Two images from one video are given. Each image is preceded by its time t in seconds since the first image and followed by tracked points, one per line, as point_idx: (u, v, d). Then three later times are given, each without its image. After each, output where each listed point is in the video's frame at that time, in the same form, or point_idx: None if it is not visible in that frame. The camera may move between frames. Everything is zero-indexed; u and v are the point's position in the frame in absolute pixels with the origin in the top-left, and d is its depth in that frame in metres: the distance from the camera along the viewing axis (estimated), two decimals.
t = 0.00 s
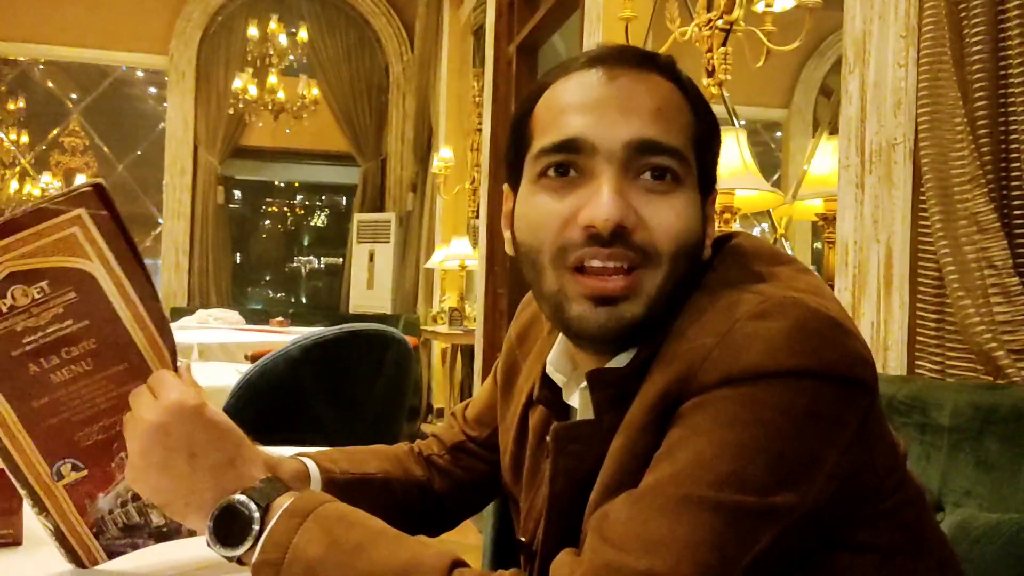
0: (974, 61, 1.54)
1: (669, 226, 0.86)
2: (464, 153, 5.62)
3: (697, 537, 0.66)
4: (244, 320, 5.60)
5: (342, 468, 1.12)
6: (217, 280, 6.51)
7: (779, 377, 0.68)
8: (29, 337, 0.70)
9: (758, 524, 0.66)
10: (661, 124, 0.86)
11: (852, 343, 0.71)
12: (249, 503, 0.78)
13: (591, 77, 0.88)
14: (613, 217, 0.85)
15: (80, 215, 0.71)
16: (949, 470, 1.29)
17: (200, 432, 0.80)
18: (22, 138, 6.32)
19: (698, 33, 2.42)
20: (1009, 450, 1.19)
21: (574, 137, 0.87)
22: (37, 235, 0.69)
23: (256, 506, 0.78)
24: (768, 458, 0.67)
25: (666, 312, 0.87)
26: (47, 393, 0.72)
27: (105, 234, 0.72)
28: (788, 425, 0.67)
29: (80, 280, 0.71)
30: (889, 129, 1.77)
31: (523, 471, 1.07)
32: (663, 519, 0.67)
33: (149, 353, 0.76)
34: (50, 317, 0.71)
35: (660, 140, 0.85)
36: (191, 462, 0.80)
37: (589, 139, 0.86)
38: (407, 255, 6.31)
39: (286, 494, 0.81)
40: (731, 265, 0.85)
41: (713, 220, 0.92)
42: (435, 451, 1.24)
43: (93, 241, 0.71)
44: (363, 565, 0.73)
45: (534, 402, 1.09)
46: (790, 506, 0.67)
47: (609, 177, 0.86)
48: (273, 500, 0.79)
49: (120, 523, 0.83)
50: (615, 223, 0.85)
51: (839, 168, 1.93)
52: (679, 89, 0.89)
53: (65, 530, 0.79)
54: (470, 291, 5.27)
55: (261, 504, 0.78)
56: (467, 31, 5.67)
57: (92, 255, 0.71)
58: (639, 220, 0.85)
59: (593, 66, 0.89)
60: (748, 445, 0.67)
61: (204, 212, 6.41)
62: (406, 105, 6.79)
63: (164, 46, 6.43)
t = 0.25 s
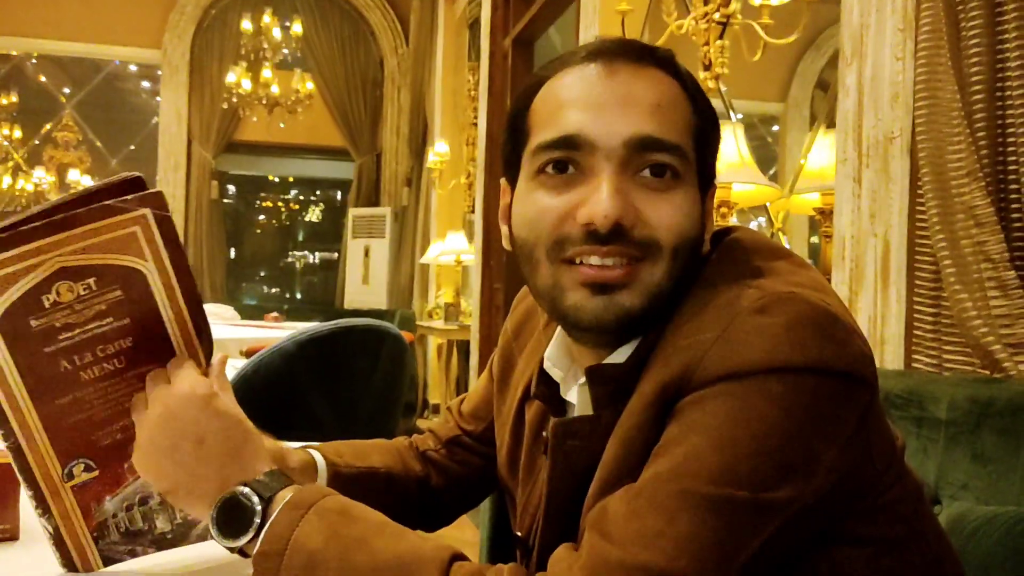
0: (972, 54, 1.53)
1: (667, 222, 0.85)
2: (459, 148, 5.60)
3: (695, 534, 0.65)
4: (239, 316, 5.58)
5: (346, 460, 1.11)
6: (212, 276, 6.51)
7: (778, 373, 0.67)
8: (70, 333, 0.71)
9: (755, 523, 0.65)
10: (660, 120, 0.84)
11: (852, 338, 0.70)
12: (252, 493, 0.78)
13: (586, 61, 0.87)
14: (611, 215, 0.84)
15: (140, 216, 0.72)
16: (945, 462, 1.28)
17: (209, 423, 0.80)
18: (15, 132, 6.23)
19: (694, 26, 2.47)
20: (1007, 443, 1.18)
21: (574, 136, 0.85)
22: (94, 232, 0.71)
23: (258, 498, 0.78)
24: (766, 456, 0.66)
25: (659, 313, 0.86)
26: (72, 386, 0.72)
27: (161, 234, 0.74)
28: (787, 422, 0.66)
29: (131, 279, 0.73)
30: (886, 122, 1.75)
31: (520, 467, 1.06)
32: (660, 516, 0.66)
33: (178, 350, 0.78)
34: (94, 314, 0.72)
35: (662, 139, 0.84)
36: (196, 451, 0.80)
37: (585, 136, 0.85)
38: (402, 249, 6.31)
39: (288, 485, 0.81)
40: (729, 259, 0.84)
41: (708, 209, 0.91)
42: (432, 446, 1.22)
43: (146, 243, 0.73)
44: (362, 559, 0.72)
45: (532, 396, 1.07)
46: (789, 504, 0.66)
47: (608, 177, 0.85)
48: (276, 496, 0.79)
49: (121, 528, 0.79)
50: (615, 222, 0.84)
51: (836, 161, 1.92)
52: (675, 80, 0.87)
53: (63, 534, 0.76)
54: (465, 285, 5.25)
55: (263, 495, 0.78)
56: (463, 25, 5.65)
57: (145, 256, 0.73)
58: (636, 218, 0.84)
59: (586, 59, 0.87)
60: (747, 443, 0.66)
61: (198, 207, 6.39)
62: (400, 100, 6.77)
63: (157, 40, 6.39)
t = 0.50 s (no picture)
0: (972, 49, 1.54)
1: (570, 217, 0.84)
2: (458, 143, 5.60)
3: (698, 518, 0.65)
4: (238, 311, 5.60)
5: (338, 446, 1.13)
6: (211, 272, 6.52)
7: (782, 360, 0.68)
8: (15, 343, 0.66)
9: (756, 509, 0.66)
10: (564, 115, 0.82)
11: (854, 326, 0.72)
12: (231, 496, 0.72)
13: (582, 42, 0.85)
14: (510, 212, 0.86)
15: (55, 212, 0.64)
16: (943, 454, 1.28)
17: (174, 424, 0.74)
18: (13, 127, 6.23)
19: (693, 20, 2.49)
20: (1003, 434, 1.21)
21: (494, 137, 0.87)
22: (15, 238, 0.63)
23: (239, 501, 0.72)
24: (770, 442, 0.66)
25: (662, 304, 0.84)
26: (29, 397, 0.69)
27: (81, 222, 0.65)
28: (789, 408, 0.67)
29: (68, 283, 0.66)
30: (886, 116, 1.76)
31: (525, 461, 1.07)
32: (663, 501, 0.66)
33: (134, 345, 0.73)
34: (30, 321, 0.66)
35: (558, 135, 0.82)
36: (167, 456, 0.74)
37: (502, 138, 0.86)
38: (400, 245, 6.32)
39: (272, 483, 0.75)
40: (730, 251, 0.85)
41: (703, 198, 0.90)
42: (436, 439, 1.24)
43: (71, 241, 0.65)
44: (355, 555, 0.70)
45: (540, 387, 1.08)
46: (790, 490, 0.67)
47: (512, 175, 0.86)
48: (259, 492, 0.73)
49: (117, 511, 0.84)
50: (514, 221, 0.86)
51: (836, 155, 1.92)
52: (678, 66, 0.85)
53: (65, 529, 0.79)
54: (464, 281, 5.27)
55: (243, 497, 0.72)
56: (463, 20, 5.64)
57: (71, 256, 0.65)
58: (535, 214, 0.85)
59: (583, 41, 0.85)
60: (748, 428, 0.67)
61: (197, 203, 6.40)
62: (399, 96, 6.77)
63: (156, 35, 6.40)
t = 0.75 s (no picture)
0: (977, 40, 1.53)
1: (535, 211, 0.84)
2: (460, 138, 5.59)
3: (698, 495, 0.63)
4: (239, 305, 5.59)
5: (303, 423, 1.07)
6: (213, 267, 6.50)
7: (784, 341, 0.67)
8: None
9: (761, 487, 0.64)
10: (522, 113, 0.81)
11: (855, 310, 0.70)
12: (198, 522, 0.65)
13: (592, 29, 0.82)
14: (478, 204, 0.87)
15: None
16: (951, 447, 1.26)
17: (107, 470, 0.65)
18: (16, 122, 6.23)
19: (698, 14, 2.50)
20: (1008, 427, 1.19)
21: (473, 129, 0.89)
22: None
23: (206, 528, 0.65)
24: (773, 421, 0.64)
25: (664, 285, 0.81)
26: None
27: None
28: (792, 387, 0.65)
29: None
30: (890, 109, 1.75)
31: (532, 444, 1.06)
32: (663, 477, 0.64)
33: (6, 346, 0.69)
34: None
35: (512, 132, 0.82)
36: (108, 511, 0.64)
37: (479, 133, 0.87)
38: (403, 240, 6.30)
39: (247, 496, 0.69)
40: (730, 238, 0.83)
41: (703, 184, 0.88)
42: (443, 427, 1.22)
43: None
44: (344, 567, 0.65)
45: (547, 374, 1.06)
46: (793, 470, 0.65)
47: (484, 170, 0.87)
48: (226, 512, 0.66)
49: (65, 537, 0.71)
50: (481, 214, 0.87)
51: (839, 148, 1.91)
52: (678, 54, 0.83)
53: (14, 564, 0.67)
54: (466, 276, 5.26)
55: (211, 522, 0.65)
56: (465, 14, 5.63)
57: None
58: (501, 207, 0.86)
59: (585, 26, 0.83)
60: (745, 409, 0.65)
61: (199, 198, 6.39)
62: (402, 91, 6.75)
63: (158, 30, 6.39)
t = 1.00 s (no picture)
0: (983, 38, 1.53)
1: (545, 213, 0.85)
2: (466, 136, 5.60)
3: (702, 487, 0.63)
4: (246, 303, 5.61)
5: (310, 425, 1.08)
6: (219, 265, 6.52)
7: (788, 338, 0.67)
8: None
9: (766, 479, 0.64)
10: (533, 115, 0.82)
11: (858, 307, 0.71)
12: (187, 539, 0.65)
13: (603, 35, 0.82)
14: (487, 203, 0.88)
15: None
16: (954, 447, 1.26)
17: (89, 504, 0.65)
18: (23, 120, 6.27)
19: (704, 13, 2.51)
20: (1011, 429, 1.18)
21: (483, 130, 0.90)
22: None
23: (195, 543, 0.66)
24: (777, 419, 0.65)
25: (671, 284, 0.82)
26: None
27: None
28: (796, 383, 0.66)
29: None
30: (896, 108, 1.75)
31: (538, 440, 1.07)
32: (668, 470, 0.65)
33: (22, 338, 0.73)
34: None
35: (521, 134, 0.83)
36: (91, 551, 0.65)
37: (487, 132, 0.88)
38: (409, 238, 6.31)
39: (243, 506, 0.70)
40: (735, 238, 0.84)
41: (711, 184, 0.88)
42: (453, 421, 1.23)
43: None
44: (351, 569, 0.66)
45: (554, 371, 1.07)
46: (798, 463, 0.65)
47: (493, 169, 0.88)
48: (218, 528, 0.67)
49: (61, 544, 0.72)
50: (489, 213, 0.89)
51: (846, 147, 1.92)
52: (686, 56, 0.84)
53: None
54: (472, 273, 5.28)
55: (201, 537, 0.66)
56: (470, 12, 5.64)
57: None
58: (511, 207, 0.87)
59: (596, 30, 0.84)
60: (750, 407, 0.65)
61: (205, 195, 6.41)
62: (407, 89, 6.77)
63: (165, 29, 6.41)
